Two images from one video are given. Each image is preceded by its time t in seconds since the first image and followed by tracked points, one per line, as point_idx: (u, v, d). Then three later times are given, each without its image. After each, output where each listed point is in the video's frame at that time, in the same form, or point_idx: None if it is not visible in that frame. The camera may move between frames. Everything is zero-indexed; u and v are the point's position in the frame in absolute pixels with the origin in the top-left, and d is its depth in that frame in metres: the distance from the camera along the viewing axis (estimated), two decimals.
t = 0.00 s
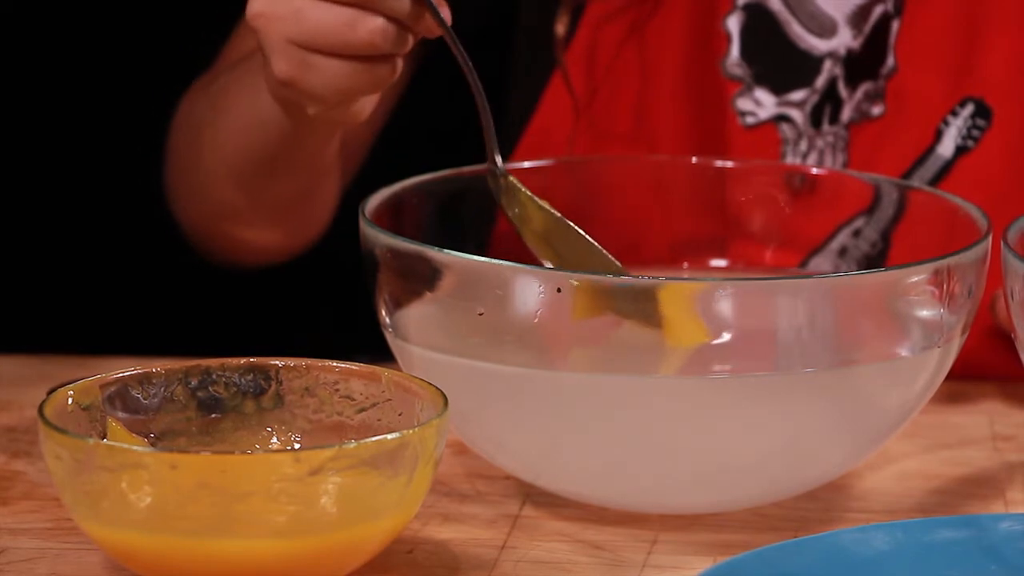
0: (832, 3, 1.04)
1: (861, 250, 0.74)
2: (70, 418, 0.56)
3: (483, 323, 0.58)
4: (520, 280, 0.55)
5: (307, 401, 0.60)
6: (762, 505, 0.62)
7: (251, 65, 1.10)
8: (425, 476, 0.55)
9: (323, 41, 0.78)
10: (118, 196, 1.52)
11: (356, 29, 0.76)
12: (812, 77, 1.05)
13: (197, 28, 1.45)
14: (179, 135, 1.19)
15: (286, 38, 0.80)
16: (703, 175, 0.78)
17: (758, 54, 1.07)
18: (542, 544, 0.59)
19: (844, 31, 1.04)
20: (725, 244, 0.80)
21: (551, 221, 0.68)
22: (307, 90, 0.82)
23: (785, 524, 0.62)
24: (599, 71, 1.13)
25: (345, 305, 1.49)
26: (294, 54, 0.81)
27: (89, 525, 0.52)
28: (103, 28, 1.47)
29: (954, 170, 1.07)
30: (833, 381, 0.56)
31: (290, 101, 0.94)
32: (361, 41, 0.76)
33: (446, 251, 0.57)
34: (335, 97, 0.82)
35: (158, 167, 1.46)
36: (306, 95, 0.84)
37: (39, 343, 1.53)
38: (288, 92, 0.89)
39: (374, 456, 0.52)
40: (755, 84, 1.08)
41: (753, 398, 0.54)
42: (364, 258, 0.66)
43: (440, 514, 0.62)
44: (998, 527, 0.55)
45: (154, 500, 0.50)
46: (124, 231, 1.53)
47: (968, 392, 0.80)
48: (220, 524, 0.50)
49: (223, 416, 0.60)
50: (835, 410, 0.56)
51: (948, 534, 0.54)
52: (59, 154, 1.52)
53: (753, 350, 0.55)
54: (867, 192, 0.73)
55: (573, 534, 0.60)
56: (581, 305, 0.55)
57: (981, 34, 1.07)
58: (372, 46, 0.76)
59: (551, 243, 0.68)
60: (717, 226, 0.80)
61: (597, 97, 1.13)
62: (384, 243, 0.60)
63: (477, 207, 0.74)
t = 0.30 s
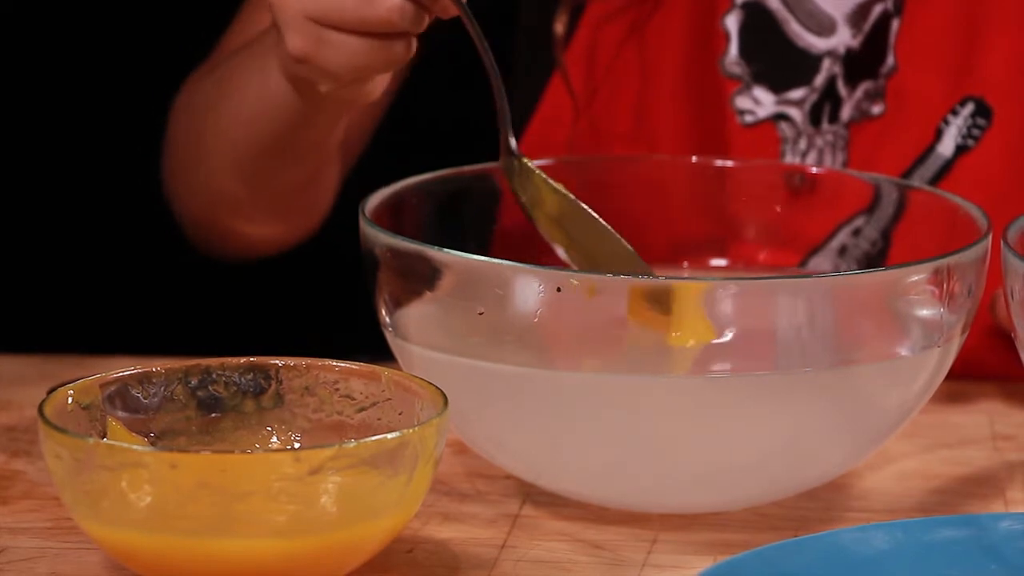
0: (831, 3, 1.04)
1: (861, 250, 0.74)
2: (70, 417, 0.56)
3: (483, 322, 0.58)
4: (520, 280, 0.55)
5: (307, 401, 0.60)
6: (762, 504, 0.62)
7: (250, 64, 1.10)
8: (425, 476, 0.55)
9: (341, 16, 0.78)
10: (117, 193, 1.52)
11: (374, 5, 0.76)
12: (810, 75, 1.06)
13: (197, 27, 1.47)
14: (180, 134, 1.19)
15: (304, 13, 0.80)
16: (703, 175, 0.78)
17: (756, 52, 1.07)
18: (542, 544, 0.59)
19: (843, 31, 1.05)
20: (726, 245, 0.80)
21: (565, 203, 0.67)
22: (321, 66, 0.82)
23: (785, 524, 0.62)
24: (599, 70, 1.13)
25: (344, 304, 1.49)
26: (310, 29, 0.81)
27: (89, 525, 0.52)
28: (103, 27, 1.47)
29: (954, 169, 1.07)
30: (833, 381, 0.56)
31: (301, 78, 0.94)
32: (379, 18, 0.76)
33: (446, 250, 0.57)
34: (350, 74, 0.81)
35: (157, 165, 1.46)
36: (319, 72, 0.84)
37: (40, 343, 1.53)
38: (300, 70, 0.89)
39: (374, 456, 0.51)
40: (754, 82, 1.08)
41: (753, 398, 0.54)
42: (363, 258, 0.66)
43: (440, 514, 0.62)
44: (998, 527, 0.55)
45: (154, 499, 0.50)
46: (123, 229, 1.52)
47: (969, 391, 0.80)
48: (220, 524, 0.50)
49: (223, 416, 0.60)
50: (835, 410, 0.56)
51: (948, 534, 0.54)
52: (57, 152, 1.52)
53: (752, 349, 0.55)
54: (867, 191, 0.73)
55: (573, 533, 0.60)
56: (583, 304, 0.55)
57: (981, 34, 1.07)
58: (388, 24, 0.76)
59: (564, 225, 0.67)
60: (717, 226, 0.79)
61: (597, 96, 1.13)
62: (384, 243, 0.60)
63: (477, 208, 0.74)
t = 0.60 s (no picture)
0: (832, 3, 1.04)
1: (861, 250, 0.74)
2: (70, 418, 0.56)
3: (483, 322, 0.58)
4: (520, 280, 0.56)
5: (307, 401, 0.60)
6: (761, 504, 0.62)
7: (251, 65, 1.10)
8: (425, 476, 0.55)
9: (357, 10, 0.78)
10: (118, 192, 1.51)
11: (393, 4, 0.77)
12: (811, 76, 1.06)
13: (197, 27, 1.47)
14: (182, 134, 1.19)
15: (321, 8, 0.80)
16: (703, 175, 0.78)
17: (757, 52, 1.07)
18: (542, 544, 0.59)
19: (844, 31, 1.05)
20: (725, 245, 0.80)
21: (582, 203, 0.67)
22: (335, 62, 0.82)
23: (785, 524, 0.62)
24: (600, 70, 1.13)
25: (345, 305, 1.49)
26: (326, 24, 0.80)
27: (89, 525, 0.52)
28: (103, 27, 1.47)
29: (954, 169, 1.07)
30: (834, 380, 0.56)
31: (315, 72, 0.93)
32: (397, 16, 0.77)
33: (446, 250, 0.57)
34: (365, 70, 0.81)
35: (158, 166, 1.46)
36: (333, 68, 0.83)
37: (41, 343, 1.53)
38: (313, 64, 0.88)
39: (374, 456, 0.51)
40: (755, 82, 1.08)
41: (753, 399, 0.54)
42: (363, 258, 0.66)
43: (440, 514, 0.62)
44: (998, 527, 0.55)
45: (154, 499, 0.50)
46: (126, 229, 1.52)
47: (969, 392, 0.80)
48: (220, 524, 0.50)
49: (223, 416, 0.60)
50: (835, 410, 0.56)
51: (948, 534, 0.54)
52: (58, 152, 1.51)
53: (753, 349, 0.55)
54: (867, 192, 0.73)
55: (573, 534, 0.60)
56: (582, 305, 0.55)
57: (981, 34, 1.07)
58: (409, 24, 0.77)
59: (580, 225, 0.67)
60: (716, 227, 0.79)
61: (597, 96, 1.13)
62: (384, 243, 0.60)
63: (477, 208, 0.74)
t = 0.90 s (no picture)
0: (832, 3, 1.04)
1: (861, 250, 0.75)
2: (70, 418, 0.56)
3: (483, 322, 0.58)
4: (520, 280, 0.56)
5: (307, 401, 0.60)
6: (762, 504, 0.62)
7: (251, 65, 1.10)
8: (425, 476, 0.55)
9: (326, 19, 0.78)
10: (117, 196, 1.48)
11: (367, 9, 0.76)
12: (811, 76, 1.06)
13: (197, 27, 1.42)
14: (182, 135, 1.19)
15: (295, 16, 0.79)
16: (702, 175, 0.78)
17: (757, 52, 1.07)
18: (542, 544, 0.59)
19: (844, 31, 1.05)
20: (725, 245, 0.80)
21: (560, 206, 0.67)
22: (313, 70, 0.82)
23: (785, 524, 0.62)
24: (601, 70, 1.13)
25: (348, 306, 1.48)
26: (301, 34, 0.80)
27: (89, 525, 0.52)
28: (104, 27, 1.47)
29: (954, 169, 1.07)
30: (833, 380, 0.56)
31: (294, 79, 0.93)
32: (371, 21, 0.77)
33: (446, 250, 0.57)
34: (343, 77, 0.81)
35: (159, 166, 1.46)
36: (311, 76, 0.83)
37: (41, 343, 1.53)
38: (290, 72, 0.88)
39: (374, 456, 0.52)
40: (754, 82, 1.08)
41: (753, 398, 0.54)
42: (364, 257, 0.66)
43: (440, 514, 0.62)
44: (998, 526, 0.55)
45: (154, 500, 0.50)
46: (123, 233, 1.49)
47: (969, 392, 0.80)
48: (220, 524, 0.50)
49: (223, 416, 0.60)
50: (835, 409, 0.56)
51: (947, 534, 0.54)
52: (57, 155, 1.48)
53: (753, 349, 0.54)
54: (866, 191, 0.73)
55: (573, 534, 0.60)
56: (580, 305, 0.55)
57: (981, 34, 1.07)
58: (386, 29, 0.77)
59: (559, 228, 0.67)
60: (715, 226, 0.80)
61: (597, 96, 1.13)
62: (384, 243, 0.60)
63: (476, 207, 0.74)
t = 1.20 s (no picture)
0: (831, 3, 1.04)
1: (861, 250, 0.75)
2: (70, 418, 0.56)
3: (483, 323, 0.58)
4: (519, 280, 0.56)
5: (307, 401, 0.60)
6: (761, 504, 0.62)
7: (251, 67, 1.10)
8: (425, 476, 0.55)
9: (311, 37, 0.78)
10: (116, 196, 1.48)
11: (349, 26, 0.76)
12: (810, 76, 1.06)
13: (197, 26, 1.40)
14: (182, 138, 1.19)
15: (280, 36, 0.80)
16: (702, 175, 0.78)
17: (756, 53, 1.07)
18: (542, 544, 0.59)
19: (843, 32, 1.05)
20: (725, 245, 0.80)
21: (550, 213, 0.67)
22: (300, 88, 0.82)
23: (785, 524, 0.62)
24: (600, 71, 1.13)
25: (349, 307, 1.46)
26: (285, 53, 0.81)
27: (89, 525, 0.52)
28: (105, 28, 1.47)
29: (954, 170, 1.07)
30: (834, 380, 0.56)
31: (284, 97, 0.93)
32: (354, 38, 0.76)
33: (446, 251, 0.57)
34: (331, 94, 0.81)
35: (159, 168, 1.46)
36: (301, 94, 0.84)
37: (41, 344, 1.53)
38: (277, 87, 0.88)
39: (374, 456, 0.52)
40: (753, 83, 1.08)
41: (753, 398, 0.54)
42: (364, 258, 0.65)
43: (440, 514, 0.62)
44: (998, 527, 0.55)
45: (154, 500, 0.50)
46: (123, 233, 1.49)
47: (968, 392, 0.80)
48: (220, 524, 0.50)
49: (222, 417, 0.60)
50: (835, 410, 0.56)
51: (947, 534, 0.54)
52: (54, 154, 1.48)
53: (753, 349, 0.54)
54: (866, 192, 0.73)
55: (573, 534, 0.60)
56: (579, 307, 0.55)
57: (980, 35, 1.07)
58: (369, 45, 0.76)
59: (550, 235, 0.67)
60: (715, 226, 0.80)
61: (596, 97, 1.13)
62: (384, 243, 0.60)
63: (477, 207, 0.74)
